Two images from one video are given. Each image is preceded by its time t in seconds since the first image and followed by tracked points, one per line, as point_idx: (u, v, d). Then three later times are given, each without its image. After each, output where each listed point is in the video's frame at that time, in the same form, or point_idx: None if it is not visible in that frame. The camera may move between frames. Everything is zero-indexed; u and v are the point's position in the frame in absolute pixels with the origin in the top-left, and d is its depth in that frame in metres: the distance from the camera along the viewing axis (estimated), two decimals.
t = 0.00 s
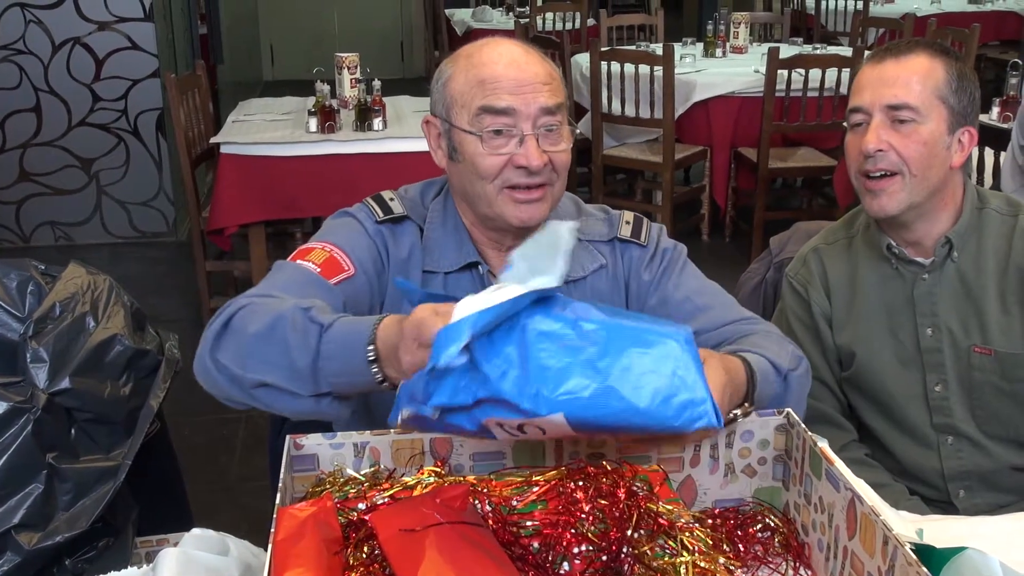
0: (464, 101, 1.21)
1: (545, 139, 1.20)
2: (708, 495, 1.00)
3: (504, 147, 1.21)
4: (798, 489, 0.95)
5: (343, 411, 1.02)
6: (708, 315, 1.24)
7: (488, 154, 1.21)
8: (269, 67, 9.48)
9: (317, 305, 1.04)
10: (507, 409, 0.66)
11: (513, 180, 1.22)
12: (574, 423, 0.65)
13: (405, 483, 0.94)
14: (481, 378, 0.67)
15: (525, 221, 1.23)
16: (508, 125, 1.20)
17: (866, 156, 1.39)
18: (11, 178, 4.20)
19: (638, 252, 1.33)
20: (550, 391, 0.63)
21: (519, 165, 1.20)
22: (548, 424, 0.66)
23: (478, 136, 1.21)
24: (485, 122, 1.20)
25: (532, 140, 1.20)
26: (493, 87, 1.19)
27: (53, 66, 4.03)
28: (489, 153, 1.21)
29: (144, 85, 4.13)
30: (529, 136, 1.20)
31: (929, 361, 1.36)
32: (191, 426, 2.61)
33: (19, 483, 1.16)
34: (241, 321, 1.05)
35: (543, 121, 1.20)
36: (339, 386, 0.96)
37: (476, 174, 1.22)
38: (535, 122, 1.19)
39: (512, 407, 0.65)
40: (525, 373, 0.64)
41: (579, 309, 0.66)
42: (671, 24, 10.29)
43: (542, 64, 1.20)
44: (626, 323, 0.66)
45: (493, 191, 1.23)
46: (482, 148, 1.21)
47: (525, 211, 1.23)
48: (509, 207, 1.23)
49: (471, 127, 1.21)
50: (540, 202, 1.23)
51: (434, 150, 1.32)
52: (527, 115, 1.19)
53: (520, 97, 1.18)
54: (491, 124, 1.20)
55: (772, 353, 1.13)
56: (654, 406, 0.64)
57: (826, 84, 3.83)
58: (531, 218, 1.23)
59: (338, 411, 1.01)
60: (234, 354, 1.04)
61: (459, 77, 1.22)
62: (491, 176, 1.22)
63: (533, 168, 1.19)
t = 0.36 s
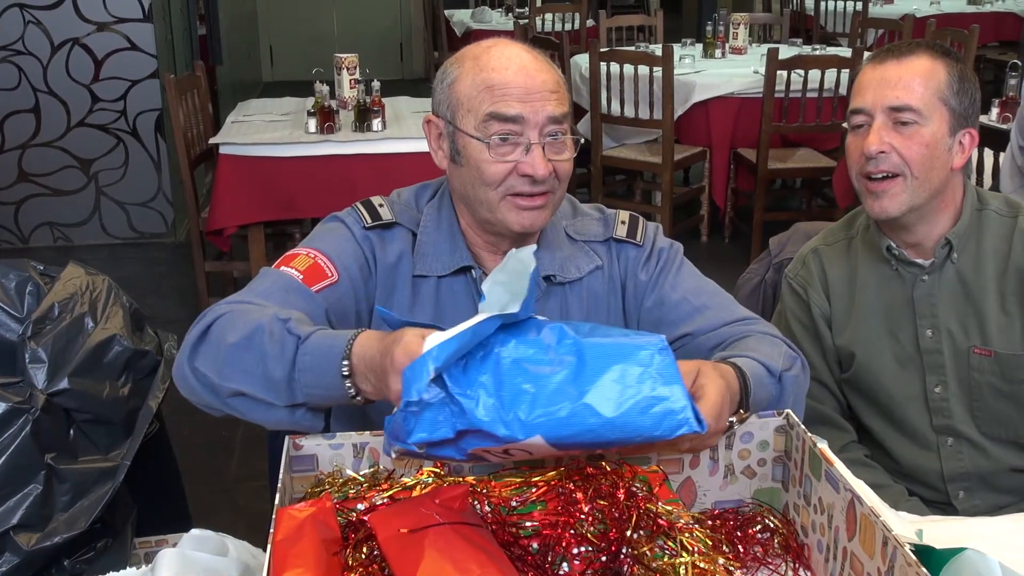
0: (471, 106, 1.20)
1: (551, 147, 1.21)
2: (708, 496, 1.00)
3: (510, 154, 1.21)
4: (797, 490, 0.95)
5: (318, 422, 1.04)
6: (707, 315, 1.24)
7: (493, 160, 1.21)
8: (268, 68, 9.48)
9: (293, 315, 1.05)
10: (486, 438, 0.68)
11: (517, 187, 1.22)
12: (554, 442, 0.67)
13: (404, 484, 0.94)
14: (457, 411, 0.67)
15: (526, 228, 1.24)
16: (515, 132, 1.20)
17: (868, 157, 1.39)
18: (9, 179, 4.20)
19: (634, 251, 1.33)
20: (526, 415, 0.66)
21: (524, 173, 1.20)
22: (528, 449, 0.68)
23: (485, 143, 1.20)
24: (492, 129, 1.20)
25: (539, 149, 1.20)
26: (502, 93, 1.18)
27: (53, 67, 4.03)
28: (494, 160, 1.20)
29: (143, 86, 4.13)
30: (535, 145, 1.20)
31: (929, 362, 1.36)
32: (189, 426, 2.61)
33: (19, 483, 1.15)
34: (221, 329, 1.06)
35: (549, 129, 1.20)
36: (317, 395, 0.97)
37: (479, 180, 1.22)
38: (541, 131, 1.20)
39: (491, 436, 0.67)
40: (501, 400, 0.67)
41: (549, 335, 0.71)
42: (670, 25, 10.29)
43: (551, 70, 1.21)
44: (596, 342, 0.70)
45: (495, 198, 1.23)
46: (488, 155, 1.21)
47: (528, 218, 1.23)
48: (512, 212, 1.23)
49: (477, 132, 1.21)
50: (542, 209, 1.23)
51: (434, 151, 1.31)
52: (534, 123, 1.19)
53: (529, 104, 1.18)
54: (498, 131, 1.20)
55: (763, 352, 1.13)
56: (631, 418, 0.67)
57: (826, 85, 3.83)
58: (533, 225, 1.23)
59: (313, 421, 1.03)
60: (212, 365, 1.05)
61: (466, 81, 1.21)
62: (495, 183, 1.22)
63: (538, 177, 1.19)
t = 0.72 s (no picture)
0: (449, 104, 1.19)
1: (520, 152, 1.18)
2: (707, 498, 1.00)
3: (475, 153, 1.19)
4: (796, 492, 0.95)
5: (310, 419, 1.03)
6: (707, 319, 1.25)
7: (461, 159, 1.19)
8: (268, 69, 9.49)
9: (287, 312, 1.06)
10: (470, 418, 0.68)
11: (482, 188, 1.21)
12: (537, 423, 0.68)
13: (404, 485, 0.95)
14: (441, 391, 0.68)
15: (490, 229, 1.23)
16: (483, 133, 1.17)
17: (867, 160, 1.39)
18: (9, 180, 4.20)
19: (633, 255, 1.33)
20: (508, 394, 0.67)
21: (484, 174, 1.18)
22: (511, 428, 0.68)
23: (455, 142, 1.19)
24: (461, 128, 1.18)
25: (502, 150, 1.17)
26: (475, 93, 1.16)
27: (52, 68, 4.03)
28: (462, 159, 1.19)
29: (143, 87, 4.13)
30: (500, 146, 1.17)
31: (927, 364, 1.36)
32: (189, 427, 2.61)
33: (18, 484, 1.16)
34: (214, 330, 1.06)
35: (519, 133, 1.17)
36: (308, 389, 0.98)
37: (450, 179, 1.22)
38: (508, 133, 1.17)
39: (475, 415, 0.67)
40: (485, 379, 0.67)
41: (529, 314, 0.70)
42: (670, 26, 10.29)
43: (539, 70, 1.18)
44: (575, 323, 0.71)
45: (464, 197, 1.22)
46: (456, 153, 1.20)
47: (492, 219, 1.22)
48: (478, 214, 1.23)
49: (452, 130, 1.19)
50: (509, 212, 1.22)
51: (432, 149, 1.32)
52: (501, 125, 1.16)
53: (498, 106, 1.15)
54: (466, 130, 1.18)
55: (761, 352, 1.14)
56: (610, 396, 0.68)
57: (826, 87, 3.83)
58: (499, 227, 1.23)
59: (305, 418, 1.02)
60: (206, 363, 1.05)
61: (451, 78, 1.20)
62: (462, 183, 1.21)
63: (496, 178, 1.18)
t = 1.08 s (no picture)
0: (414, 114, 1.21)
1: (472, 159, 1.19)
2: (706, 499, 1.00)
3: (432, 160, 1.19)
4: (795, 494, 0.95)
5: (301, 425, 1.02)
6: (712, 319, 1.25)
7: (423, 165, 1.20)
8: (268, 70, 9.50)
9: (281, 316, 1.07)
10: (490, 420, 0.67)
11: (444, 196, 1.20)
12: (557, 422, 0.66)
13: (403, 488, 0.95)
14: (459, 390, 0.67)
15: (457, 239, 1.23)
16: (436, 142, 1.18)
17: (878, 163, 1.39)
18: (9, 181, 4.20)
19: (634, 258, 1.33)
20: (528, 391, 0.66)
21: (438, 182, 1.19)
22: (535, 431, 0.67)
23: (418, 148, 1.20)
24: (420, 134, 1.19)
25: (451, 160, 1.18)
26: (426, 103, 1.17)
27: (52, 70, 4.03)
28: (423, 165, 1.20)
29: (143, 88, 4.13)
30: (450, 156, 1.18)
31: (927, 366, 1.36)
32: (188, 429, 2.61)
33: (18, 486, 1.16)
34: (209, 336, 1.06)
35: (468, 140, 1.18)
36: (300, 394, 0.98)
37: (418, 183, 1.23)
38: (457, 142, 1.17)
39: (495, 415, 0.66)
40: (505, 377, 0.66)
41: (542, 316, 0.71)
42: (671, 28, 10.29)
43: (499, 75, 1.19)
44: (589, 324, 0.71)
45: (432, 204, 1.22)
46: (419, 159, 1.21)
47: (458, 230, 1.23)
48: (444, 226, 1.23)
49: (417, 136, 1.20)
50: (472, 223, 1.23)
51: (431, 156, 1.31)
52: (449, 134, 1.17)
53: (446, 115, 1.16)
54: (423, 138, 1.19)
55: (770, 349, 1.15)
56: (630, 391, 0.68)
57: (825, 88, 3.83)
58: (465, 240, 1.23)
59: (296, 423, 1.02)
60: (201, 368, 1.05)
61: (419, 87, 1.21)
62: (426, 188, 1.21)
63: (446, 188, 1.18)
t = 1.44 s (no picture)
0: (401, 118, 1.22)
1: (456, 162, 1.19)
2: (706, 501, 1.00)
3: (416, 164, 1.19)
4: (796, 496, 0.95)
5: (310, 420, 1.01)
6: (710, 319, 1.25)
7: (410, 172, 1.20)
8: (268, 72, 9.50)
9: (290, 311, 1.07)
10: (484, 405, 0.67)
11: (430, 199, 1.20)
12: (542, 430, 0.66)
13: (402, 490, 0.94)
14: (465, 367, 0.67)
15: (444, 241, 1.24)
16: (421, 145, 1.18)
17: (878, 164, 1.39)
18: (9, 183, 4.20)
19: (633, 259, 1.33)
20: (526, 391, 0.65)
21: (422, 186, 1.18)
22: (518, 430, 0.66)
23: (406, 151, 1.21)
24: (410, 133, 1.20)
25: (435, 163, 1.18)
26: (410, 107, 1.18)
27: (52, 71, 4.03)
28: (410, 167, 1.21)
29: (143, 90, 4.13)
30: (433, 159, 1.18)
31: (927, 367, 1.36)
32: (188, 430, 2.61)
33: (18, 487, 1.16)
34: (217, 336, 1.07)
35: (452, 144, 1.18)
36: (308, 385, 0.97)
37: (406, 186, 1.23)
38: (441, 145, 1.18)
39: (489, 403, 0.66)
40: (510, 370, 0.66)
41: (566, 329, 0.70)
42: (670, 29, 10.29)
43: (485, 80, 1.20)
44: (608, 352, 0.70)
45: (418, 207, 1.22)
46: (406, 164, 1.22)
47: (444, 231, 1.23)
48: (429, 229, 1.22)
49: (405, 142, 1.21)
50: (455, 226, 1.23)
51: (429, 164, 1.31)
52: (432, 138, 1.17)
53: (430, 118, 1.17)
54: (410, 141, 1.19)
55: (773, 333, 1.13)
56: (620, 428, 0.67)
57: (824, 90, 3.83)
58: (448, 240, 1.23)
59: (304, 418, 1.01)
60: (211, 363, 1.05)
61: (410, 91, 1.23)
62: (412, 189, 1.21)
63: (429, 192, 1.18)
